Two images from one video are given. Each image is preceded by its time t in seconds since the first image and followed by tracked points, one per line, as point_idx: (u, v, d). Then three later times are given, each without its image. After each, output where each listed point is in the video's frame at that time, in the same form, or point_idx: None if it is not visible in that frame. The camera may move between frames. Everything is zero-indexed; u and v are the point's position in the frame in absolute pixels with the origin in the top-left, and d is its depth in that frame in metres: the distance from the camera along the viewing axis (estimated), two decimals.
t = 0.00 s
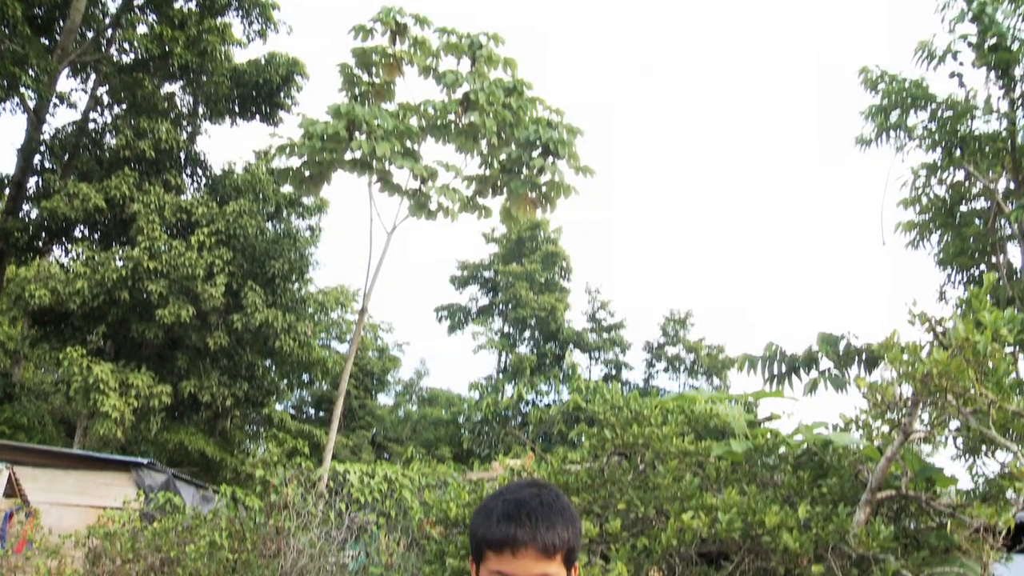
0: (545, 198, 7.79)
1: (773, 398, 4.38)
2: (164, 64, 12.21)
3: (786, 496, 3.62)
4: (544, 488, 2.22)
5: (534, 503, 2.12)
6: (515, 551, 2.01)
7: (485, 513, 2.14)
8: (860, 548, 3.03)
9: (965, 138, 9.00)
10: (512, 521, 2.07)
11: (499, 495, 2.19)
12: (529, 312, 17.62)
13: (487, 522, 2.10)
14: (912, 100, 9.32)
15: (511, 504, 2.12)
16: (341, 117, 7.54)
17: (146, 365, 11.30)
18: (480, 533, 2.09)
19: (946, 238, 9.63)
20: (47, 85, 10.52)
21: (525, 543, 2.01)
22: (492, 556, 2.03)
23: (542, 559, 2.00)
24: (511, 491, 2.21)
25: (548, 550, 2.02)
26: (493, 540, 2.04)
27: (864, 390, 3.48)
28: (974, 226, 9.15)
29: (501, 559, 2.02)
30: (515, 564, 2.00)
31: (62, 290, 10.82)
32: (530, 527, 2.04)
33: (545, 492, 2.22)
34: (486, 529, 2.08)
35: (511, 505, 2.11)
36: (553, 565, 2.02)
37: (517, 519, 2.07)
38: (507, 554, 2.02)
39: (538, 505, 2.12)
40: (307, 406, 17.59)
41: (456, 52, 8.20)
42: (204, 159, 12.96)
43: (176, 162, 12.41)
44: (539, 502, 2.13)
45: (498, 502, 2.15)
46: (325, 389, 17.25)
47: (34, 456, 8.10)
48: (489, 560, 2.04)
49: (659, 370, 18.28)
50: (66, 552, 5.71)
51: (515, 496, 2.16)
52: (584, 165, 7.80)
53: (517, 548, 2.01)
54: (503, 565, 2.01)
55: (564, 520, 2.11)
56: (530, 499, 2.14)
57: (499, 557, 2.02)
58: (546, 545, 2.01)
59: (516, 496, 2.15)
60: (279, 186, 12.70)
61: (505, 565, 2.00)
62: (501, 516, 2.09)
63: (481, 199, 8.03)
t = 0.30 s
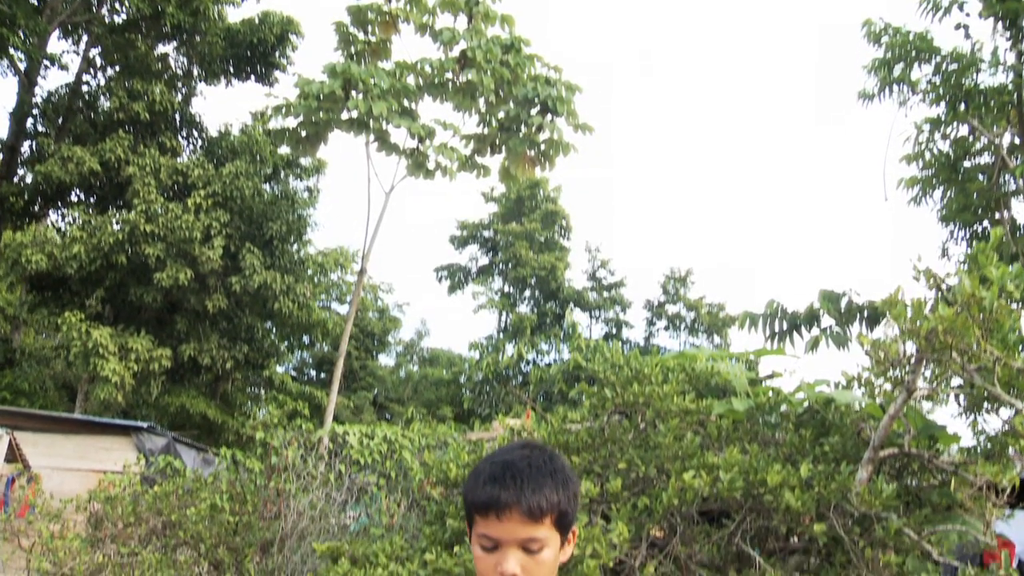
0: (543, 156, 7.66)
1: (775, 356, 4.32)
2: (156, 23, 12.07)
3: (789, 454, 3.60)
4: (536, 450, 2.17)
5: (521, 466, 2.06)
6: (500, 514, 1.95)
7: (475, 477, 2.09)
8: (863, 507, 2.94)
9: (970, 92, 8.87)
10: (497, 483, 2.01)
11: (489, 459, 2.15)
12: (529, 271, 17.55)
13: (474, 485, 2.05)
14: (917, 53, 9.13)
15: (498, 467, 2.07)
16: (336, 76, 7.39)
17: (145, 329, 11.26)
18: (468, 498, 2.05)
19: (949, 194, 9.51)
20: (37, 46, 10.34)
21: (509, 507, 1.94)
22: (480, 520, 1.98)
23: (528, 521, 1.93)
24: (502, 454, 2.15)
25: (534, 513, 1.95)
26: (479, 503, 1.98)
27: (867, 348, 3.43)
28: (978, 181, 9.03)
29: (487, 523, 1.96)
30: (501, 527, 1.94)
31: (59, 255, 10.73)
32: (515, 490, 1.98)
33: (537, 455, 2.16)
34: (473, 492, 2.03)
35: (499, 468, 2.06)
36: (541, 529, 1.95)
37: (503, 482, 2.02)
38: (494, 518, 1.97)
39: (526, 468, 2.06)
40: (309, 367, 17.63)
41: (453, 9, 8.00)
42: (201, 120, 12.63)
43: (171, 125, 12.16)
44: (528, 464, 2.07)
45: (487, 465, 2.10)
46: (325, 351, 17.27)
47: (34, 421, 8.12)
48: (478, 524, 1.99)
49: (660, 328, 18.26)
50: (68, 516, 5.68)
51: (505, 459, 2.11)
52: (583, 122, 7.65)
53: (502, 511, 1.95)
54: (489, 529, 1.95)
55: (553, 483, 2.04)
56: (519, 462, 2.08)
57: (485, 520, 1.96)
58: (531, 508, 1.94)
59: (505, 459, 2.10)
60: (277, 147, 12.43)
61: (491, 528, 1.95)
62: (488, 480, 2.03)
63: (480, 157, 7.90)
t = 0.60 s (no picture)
0: (542, 114, 7.52)
1: (777, 313, 4.25)
2: None
3: (790, 412, 3.57)
4: (536, 409, 1.96)
5: (518, 427, 1.86)
6: (493, 477, 1.75)
7: (469, 437, 1.90)
8: (865, 465, 2.89)
9: (975, 44, 8.69)
10: (491, 444, 1.81)
11: (485, 418, 1.95)
12: (529, 230, 17.44)
13: (468, 446, 1.86)
14: (922, 5, 8.90)
15: (493, 427, 1.86)
16: (331, 34, 7.22)
17: (143, 293, 11.20)
18: (461, 459, 1.86)
19: (953, 149, 9.37)
20: (26, 7, 10.13)
21: (502, 469, 1.75)
22: (473, 483, 1.79)
23: (522, 485, 1.74)
24: (499, 414, 1.95)
25: (528, 476, 1.75)
26: (471, 465, 1.79)
27: (870, 305, 3.35)
28: (982, 136, 8.89)
29: (481, 486, 1.77)
30: (494, 491, 1.75)
31: (54, 219, 10.64)
32: (509, 450, 1.78)
33: (536, 414, 1.95)
34: (467, 454, 1.84)
35: (494, 428, 1.86)
36: (538, 492, 1.76)
37: (498, 444, 1.81)
38: (487, 480, 1.78)
39: (522, 429, 1.85)
40: (309, 329, 17.62)
41: None
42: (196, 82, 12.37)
43: (165, 87, 11.92)
44: (525, 424, 1.86)
45: (481, 425, 1.90)
46: (325, 312, 17.24)
47: (35, 387, 8.07)
48: (472, 487, 1.80)
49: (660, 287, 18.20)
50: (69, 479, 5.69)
51: (501, 418, 1.91)
52: (582, 79, 7.51)
53: (495, 474, 1.75)
54: (483, 492, 1.77)
55: (551, 445, 1.84)
56: (515, 422, 1.88)
57: (478, 484, 1.78)
58: (525, 471, 1.75)
59: (500, 419, 1.90)
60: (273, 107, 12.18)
61: (484, 492, 1.76)
62: (482, 440, 1.84)
63: (478, 116, 7.75)
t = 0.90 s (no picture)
0: (541, 72, 7.36)
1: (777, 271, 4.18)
2: None
3: (792, 371, 3.47)
4: (536, 369, 1.83)
5: (517, 387, 1.74)
6: (491, 440, 1.64)
7: (466, 396, 1.77)
8: (867, 425, 2.86)
9: None
10: (489, 406, 1.69)
11: (483, 377, 1.82)
12: (528, 190, 17.28)
13: (465, 406, 1.74)
14: None
15: (490, 388, 1.74)
16: None
17: (141, 257, 11.13)
18: (457, 420, 1.74)
19: (958, 104, 9.20)
20: None
21: (500, 432, 1.63)
22: (470, 446, 1.68)
23: (521, 449, 1.63)
24: (498, 371, 1.82)
25: (527, 440, 1.64)
26: (468, 427, 1.68)
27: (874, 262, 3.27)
28: (988, 90, 8.71)
29: (478, 449, 1.66)
30: (492, 455, 1.64)
31: (49, 184, 10.53)
32: (508, 412, 1.66)
33: (536, 373, 1.82)
34: (463, 414, 1.72)
35: (492, 388, 1.73)
36: (537, 457, 1.65)
37: (496, 405, 1.70)
38: (485, 443, 1.67)
39: (522, 389, 1.73)
40: (309, 292, 17.57)
41: None
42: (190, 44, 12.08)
43: (159, 48, 11.68)
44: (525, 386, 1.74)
45: (479, 385, 1.78)
46: (324, 274, 17.17)
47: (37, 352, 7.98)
48: (469, 449, 1.69)
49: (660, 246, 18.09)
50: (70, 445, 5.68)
51: (499, 378, 1.78)
52: (582, 35, 7.33)
53: (493, 438, 1.64)
54: (480, 456, 1.66)
55: (552, 405, 1.72)
56: (514, 381, 1.76)
57: (475, 447, 1.66)
58: (525, 434, 1.63)
59: (499, 378, 1.77)
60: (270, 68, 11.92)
61: (482, 455, 1.65)
62: (479, 401, 1.72)
63: (475, 75, 7.59)
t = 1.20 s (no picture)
0: (539, 30, 7.19)
1: (777, 229, 4.09)
2: None
3: (793, 332, 3.38)
4: (534, 331, 1.78)
5: (515, 349, 1.68)
6: (489, 404, 1.58)
7: (462, 358, 1.71)
8: (869, 385, 2.82)
9: None
10: (487, 367, 1.63)
11: (480, 338, 1.76)
12: (526, 151, 17.11)
13: (461, 367, 1.68)
14: None
15: (489, 349, 1.68)
16: None
17: (136, 223, 11.02)
18: (453, 382, 1.68)
19: (962, 60, 9.04)
20: None
21: (499, 395, 1.58)
22: (466, 410, 1.62)
23: (520, 413, 1.57)
24: (494, 332, 1.77)
25: (527, 403, 1.58)
26: (464, 390, 1.62)
27: (877, 221, 3.21)
28: (993, 45, 8.55)
29: (475, 413, 1.60)
30: (489, 419, 1.58)
31: (42, 150, 10.39)
32: (506, 374, 1.60)
33: (535, 334, 1.77)
34: (459, 376, 1.66)
35: (490, 349, 1.67)
36: (536, 421, 1.60)
37: (494, 367, 1.64)
38: (482, 406, 1.61)
39: (521, 351, 1.68)
40: (308, 256, 17.49)
41: None
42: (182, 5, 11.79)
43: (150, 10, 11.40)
44: (524, 347, 1.69)
45: (476, 346, 1.72)
46: (322, 238, 17.06)
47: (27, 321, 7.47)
48: (464, 413, 1.63)
49: (659, 207, 17.97)
50: (69, 411, 5.66)
51: (497, 339, 1.73)
52: None
53: (491, 401, 1.58)
54: (477, 420, 1.60)
55: (552, 369, 1.67)
56: (513, 343, 1.70)
57: (471, 410, 1.61)
58: (525, 398, 1.58)
59: (497, 340, 1.72)
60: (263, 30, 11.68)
61: (478, 419, 1.59)
62: (477, 362, 1.66)
63: (472, 34, 7.42)
